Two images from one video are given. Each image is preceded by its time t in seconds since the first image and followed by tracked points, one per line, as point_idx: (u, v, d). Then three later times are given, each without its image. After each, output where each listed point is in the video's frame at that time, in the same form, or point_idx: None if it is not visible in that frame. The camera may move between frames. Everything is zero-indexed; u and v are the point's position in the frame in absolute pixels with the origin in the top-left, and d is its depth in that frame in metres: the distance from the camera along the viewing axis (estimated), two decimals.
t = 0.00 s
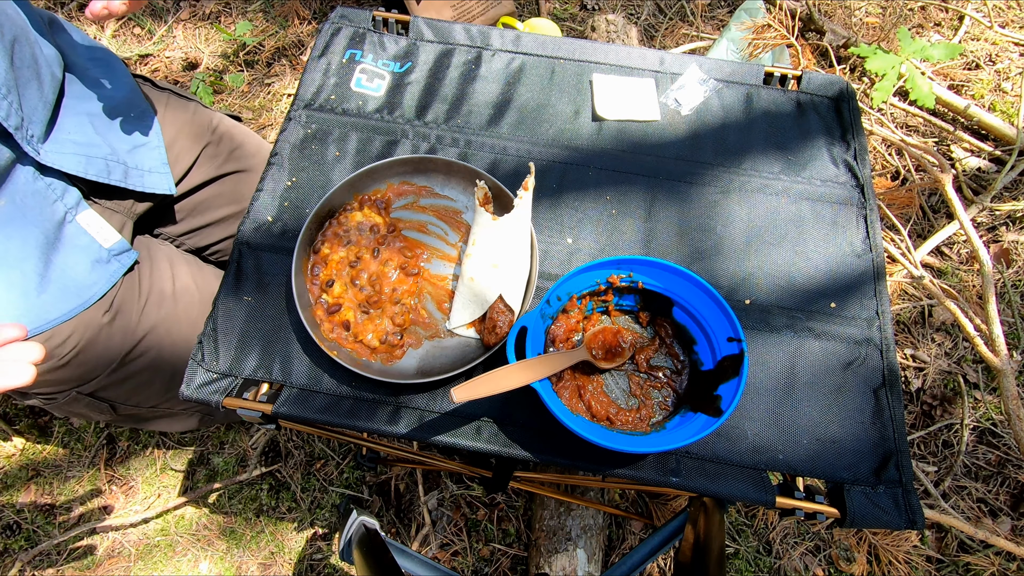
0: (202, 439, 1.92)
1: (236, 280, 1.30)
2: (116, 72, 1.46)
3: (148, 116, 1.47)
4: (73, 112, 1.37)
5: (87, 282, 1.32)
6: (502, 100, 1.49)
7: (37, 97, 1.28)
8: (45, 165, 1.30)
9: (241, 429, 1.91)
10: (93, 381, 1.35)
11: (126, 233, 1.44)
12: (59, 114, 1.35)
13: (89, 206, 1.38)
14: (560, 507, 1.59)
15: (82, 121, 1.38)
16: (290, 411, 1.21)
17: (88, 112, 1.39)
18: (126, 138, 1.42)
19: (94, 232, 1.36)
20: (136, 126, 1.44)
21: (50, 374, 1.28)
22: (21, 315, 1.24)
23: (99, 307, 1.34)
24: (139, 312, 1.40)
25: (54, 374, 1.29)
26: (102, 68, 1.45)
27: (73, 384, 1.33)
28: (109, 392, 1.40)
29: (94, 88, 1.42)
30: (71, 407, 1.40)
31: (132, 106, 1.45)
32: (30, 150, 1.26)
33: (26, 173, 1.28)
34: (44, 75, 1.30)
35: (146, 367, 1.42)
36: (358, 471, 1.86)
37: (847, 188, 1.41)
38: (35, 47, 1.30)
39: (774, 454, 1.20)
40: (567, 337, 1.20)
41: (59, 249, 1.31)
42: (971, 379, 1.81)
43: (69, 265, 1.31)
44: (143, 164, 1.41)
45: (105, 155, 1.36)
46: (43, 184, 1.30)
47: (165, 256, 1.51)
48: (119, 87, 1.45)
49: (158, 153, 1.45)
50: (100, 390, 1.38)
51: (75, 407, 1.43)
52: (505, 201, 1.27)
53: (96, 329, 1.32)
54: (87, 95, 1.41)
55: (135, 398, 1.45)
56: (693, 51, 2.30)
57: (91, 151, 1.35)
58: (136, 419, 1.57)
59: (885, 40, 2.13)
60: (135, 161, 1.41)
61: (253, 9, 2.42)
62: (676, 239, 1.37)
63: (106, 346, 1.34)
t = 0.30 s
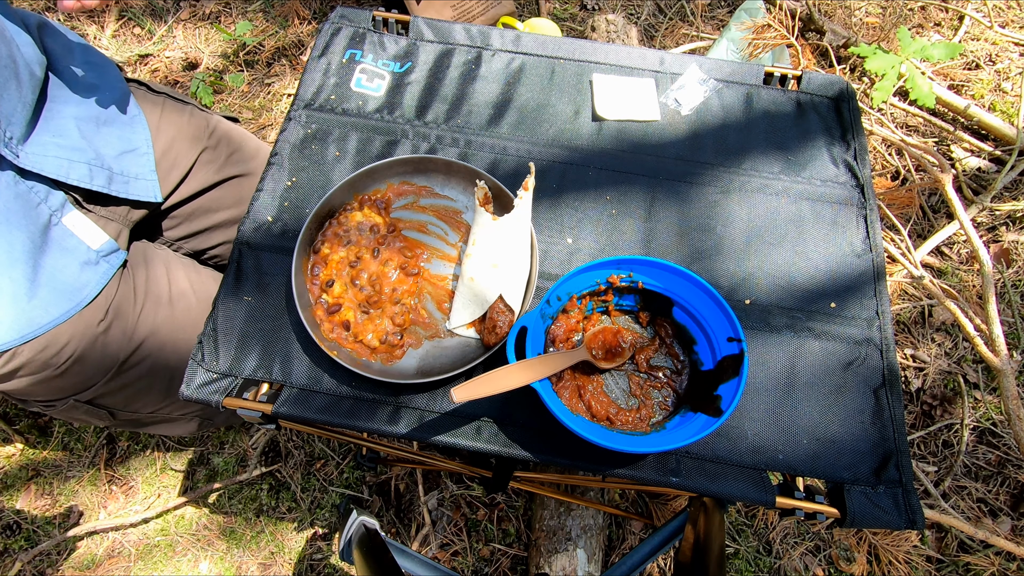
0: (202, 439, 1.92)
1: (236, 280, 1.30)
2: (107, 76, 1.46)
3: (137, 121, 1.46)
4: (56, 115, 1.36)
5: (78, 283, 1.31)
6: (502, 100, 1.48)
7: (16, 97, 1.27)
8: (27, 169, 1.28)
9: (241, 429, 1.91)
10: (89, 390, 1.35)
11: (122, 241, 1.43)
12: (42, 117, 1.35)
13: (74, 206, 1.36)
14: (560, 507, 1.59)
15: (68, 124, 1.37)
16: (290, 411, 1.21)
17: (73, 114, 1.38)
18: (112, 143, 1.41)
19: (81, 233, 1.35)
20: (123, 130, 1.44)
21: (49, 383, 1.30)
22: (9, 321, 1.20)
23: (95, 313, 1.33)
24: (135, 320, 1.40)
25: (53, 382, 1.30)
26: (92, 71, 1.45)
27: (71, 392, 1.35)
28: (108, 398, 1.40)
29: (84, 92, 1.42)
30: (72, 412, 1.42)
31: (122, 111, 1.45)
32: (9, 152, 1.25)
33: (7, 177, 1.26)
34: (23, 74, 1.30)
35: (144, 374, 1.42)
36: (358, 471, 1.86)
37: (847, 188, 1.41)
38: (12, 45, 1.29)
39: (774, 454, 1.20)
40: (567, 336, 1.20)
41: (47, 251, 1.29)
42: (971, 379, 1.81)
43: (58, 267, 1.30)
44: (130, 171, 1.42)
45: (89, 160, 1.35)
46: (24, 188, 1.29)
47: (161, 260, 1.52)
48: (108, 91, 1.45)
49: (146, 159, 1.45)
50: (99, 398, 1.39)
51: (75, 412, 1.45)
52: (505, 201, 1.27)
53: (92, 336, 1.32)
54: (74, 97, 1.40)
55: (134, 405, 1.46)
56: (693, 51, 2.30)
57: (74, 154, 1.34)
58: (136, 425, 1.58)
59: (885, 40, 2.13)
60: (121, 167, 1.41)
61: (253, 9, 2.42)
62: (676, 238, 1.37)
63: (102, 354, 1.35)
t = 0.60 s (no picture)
0: (202, 439, 1.92)
1: (236, 280, 1.30)
2: (106, 77, 1.46)
3: (136, 122, 1.46)
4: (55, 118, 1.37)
5: (76, 286, 1.31)
6: (502, 100, 1.48)
7: (13, 100, 1.27)
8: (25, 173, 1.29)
9: (242, 429, 1.91)
10: (89, 391, 1.36)
11: (121, 243, 1.43)
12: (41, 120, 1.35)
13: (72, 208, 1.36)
14: (560, 507, 1.59)
15: (67, 127, 1.37)
16: (290, 411, 1.21)
17: (72, 117, 1.39)
18: (111, 145, 1.41)
19: (80, 236, 1.34)
20: (122, 132, 1.44)
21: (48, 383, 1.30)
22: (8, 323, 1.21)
23: (94, 314, 1.33)
24: (133, 322, 1.39)
25: (52, 384, 1.30)
26: (90, 72, 1.45)
27: (71, 393, 1.35)
28: (107, 400, 1.41)
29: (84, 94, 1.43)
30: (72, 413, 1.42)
31: (121, 113, 1.45)
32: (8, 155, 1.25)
33: (5, 182, 1.26)
34: (20, 77, 1.30)
35: (144, 376, 1.42)
36: (358, 471, 1.86)
37: (847, 188, 1.41)
38: (9, 48, 1.28)
39: (774, 454, 1.20)
40: (567, 336, 1.21)
41: (45, 254, 1.29)
42: (971, 379, 1.81)
43: (56, 270, 1.30)
44: (129, 172, 1.42)
45: (88, 163, 1.36)
46: (22, 191, 1.28)
47: (160, 260, 1.51)
48: (107, 93, 1.45)
49: (146, 160, 1.45)
50: (98, 399, 1.39)
51: (74, 413, 1.45)
52: (504, 201, 1.27)
53: (91, 338, 1.32)
54: (73, 100, 1.41)
55: (134, 406, 1.46)
56: (693, 51, 2.30)
57: (73, 157, 1.34)
58: (135, 426, 1.58)
59: (885, 40, 2.13)
60: (120, 169, 1.41)
61: (253, 9, 2.42)
62: (676, 239, 1.37)
63: (102, 355, 1.35)
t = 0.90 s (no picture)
0: (202, 439, 1.92)
1: (236, 280, 1.30)
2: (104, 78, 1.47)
3: (136, 122, 1.46)
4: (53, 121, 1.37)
5: (76, 287, 1.31)
6: (502, 100, 1.48)
7: (17, 104, 1.27)
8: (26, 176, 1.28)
9: (242, 429, 1.91)
10: (88, 391, 1.36)
11: (120, 243, 1.42)
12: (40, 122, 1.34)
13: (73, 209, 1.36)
14: (560, 507, 1.59)
15: (66, 130, 1.37)
16: (290, 411, 1.21)
17: (71, 118, 1.39)
18: (111, 146, 1.41)
19: (81, 238, 1.35)
20: (122, 133, 1.44)
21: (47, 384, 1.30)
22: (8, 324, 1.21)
23: (93, 314, 1.33)
24: (133, 322, 1.40)
25: (51, 384, 1.30)
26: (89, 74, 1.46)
27: (70, 393, 1.35)
28: (107, 401, 1.41)
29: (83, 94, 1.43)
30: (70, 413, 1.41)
31: (121, 113, 1.45)
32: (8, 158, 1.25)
33: (6, 184, 1.26)
34: (24, 81, 1.29)
35: (143, 376, 1.43)
36: (358, 471, 1.86)
37: (847, 188, 1.41)
38: (13, 52, 1.28)
39: (774, 454, 1.20)
40: (567, 336, 1.20)
41: (46, 256, 1.29)
42: (971, 379, 1.81)
43: (57, 271, 1.30)
44: (129, 173, 1.42)
45: (88, 164, 1.36)
46: (22, 193, 1.28)
47: (160, 261, 1.51)
48: (107, 94, 1.46)
49: (147, 160, 1.45)
50: (98, 400, 1.39)
51: (74, 414, 1.45)
52: (504, 201, 1.27)
53: (91, 338, 1.32)
54: (73, 101, 1.41)
55: (134, 406, 1.46)
56: (694, 51, 2.30)
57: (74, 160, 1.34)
58: (134, 426, 1.58)
59: (885, 40, 2.13)
60: (120, 170, 1.41)
61: (253, 9, 2.42)
62: (676, 239, 1.37)
63: (101, 355, 1.35)
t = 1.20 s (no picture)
0: (202, 439, 1.92)
1: (236, 280, 1.30)
2: (106, 75, 1.48)
3: (139, 118, 1.46)
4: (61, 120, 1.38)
5: (81, 285, 1.31)
6: (502, 100, 1.48)
7: (33, 107, 1.29)
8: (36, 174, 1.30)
9: (241, 429, 1.91)
10: (89, 389, 1.36)
11: (122, 240, 1.41)
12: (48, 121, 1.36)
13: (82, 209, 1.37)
14: (560, 507, 1.59)
15: (73, 128, 1.38)
16: (290, 411, 1.21)
17: (77, 117, 1.40)
18: (115, 143, 1.42)
19: (88, 236, 1.34)
20: (126, 129, 1.44)
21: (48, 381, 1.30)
22: (12, 320, 1.22)
23: (97, 311, 1.33)
24: (135, 320, 1.39)
25: (52, 381, 1.31)
26: (91, 71, 1.47)
27: (71, 391, 1.35)
28: (108, 399, 1.41)
29: (88, 92, 1.44)
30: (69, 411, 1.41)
31: (124, 110, 1.45)
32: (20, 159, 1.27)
33: (16, 181, 1.28)
34: (41, 84, 1.32)
35: (143, 375, 1.42)
36: (358, 471, 1.86)
37: (847, 188, 1.41)
38: (31, 56, 1.31)
39: (775, 454, 1.20)
40: (567, 336, 1.20)
41: (52, 253, 1.29)
42: (971, 379, 1.81)
43: (63, 269, 1.30)
44: (134, 170, 1.42)
45: (94, 163, 1.37)
46: (31, 191, 1.30)
47: (162, 260, 1.51)
48: (111, 91, 1.46)
49: (152, 155, 1.45)
50: (98, 398, 1.39)
51: (75, 412, 1.45)
52: (504, 201, 1.27)
53: (93, 335, 1.32)
54: (77, 99, 1.42)
55: (134, 404, 1.46)
56: (693, 51, 2.31)
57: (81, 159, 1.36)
58: (134, 425, 1.58)
59: (885, 40, 2.13)
60: (126, 167, 1.41)
61: (253, 9, 2.42)
62: (676, 238, 1.37)
63: (103, 353, 1.35)
